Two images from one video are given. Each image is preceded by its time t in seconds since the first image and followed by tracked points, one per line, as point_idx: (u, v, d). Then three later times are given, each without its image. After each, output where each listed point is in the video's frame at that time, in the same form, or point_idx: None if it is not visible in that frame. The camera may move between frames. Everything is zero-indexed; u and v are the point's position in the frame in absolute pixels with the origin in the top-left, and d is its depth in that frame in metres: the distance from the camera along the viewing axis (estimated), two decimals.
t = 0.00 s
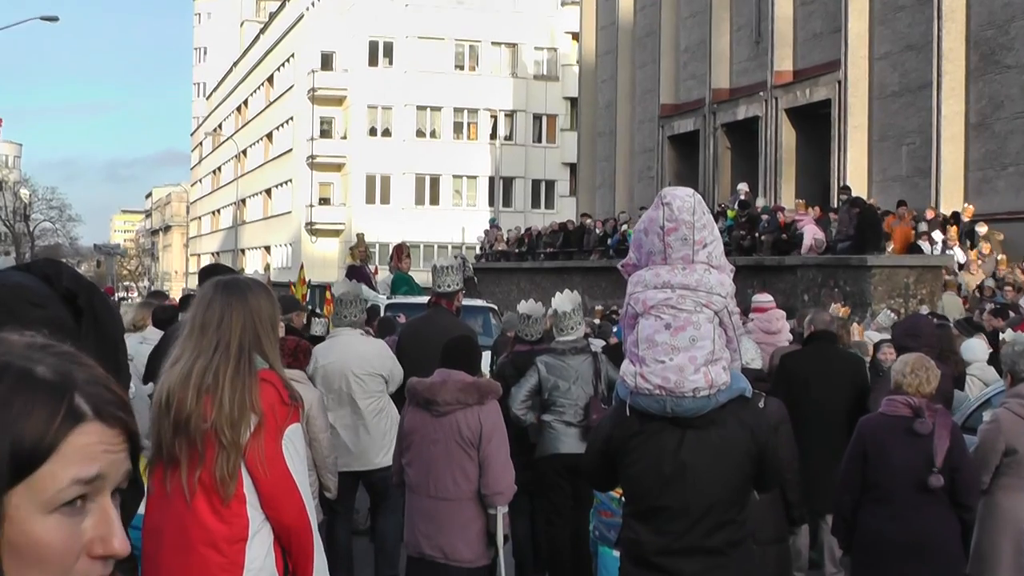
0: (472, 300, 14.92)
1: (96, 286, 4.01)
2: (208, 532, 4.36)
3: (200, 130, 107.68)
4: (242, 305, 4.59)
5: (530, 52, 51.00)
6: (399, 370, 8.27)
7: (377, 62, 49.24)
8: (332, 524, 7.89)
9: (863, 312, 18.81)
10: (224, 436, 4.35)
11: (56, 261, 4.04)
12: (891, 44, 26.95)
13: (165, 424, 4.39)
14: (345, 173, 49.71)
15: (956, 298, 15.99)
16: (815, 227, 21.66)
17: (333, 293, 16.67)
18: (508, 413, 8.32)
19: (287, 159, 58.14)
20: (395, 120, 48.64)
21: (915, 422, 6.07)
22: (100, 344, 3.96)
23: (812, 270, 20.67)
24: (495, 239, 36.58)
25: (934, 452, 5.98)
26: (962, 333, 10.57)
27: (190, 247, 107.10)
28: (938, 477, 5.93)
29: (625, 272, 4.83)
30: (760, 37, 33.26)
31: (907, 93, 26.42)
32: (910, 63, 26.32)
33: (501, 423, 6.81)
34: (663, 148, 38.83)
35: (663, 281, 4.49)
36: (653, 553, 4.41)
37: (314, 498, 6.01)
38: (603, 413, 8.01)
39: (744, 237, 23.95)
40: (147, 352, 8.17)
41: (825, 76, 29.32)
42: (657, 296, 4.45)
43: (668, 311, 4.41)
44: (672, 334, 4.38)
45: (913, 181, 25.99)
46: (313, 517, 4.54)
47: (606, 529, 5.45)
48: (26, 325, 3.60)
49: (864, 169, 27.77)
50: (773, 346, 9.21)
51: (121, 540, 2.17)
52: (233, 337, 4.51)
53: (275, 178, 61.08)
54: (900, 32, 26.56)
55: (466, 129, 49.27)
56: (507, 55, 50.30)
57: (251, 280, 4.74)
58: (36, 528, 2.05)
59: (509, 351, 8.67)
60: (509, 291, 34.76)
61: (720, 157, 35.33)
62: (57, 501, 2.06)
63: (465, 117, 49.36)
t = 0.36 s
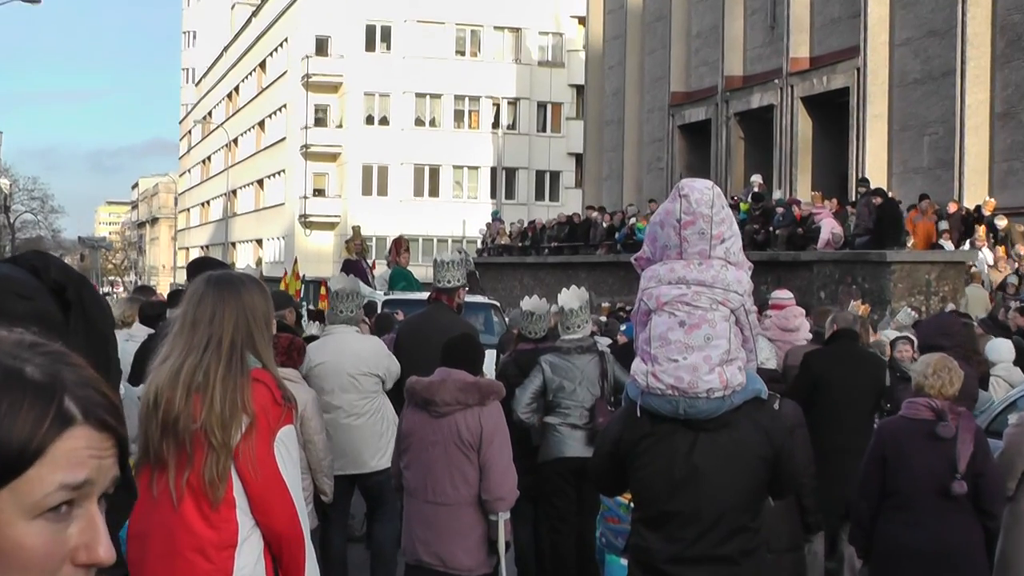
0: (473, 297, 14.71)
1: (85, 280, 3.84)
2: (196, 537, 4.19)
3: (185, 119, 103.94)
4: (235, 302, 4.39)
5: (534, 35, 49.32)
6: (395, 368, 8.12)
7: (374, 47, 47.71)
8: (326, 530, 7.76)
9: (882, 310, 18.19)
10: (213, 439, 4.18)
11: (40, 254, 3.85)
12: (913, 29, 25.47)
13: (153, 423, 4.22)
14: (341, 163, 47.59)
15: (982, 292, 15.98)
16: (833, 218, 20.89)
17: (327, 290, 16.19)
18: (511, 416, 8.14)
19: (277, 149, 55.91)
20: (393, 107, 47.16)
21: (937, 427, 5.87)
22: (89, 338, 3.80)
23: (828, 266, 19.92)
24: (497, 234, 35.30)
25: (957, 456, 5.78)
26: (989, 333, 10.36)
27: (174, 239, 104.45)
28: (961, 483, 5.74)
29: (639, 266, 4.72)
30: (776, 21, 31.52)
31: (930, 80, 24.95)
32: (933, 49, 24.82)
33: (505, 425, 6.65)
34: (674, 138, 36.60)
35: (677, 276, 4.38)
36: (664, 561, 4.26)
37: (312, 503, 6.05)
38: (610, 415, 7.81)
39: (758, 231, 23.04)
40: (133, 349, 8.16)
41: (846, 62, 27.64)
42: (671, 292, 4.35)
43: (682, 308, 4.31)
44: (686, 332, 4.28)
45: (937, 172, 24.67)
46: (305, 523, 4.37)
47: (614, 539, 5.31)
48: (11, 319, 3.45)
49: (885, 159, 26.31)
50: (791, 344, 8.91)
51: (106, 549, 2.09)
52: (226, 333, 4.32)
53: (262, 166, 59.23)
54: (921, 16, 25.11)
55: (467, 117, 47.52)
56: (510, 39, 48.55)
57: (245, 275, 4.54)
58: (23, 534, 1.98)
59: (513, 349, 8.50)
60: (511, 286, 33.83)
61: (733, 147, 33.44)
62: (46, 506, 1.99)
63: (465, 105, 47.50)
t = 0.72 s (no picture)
0: (478, 297, 14.54)
1: (71, 279, 3.94)
2: (190, 548, 4.03)
3: (178, 112, 102.74)
4: (233, 302, 4.19)
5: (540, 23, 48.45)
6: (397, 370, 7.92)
7: (374, 36, 46.69)
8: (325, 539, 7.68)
9: (906, 310, 17.85)
10: (209, 444, 4.00)
11: (27, 252, 3.95)
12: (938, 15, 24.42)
13: (146, 430, 4.04)
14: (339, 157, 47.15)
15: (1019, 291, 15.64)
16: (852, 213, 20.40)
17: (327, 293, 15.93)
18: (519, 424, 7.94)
19: (274, 142, 54.65)
20: (392, 96, 46.40)
21: (966, 433, 5.67)
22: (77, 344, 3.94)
23: (850, 264, 19.51)
24: (502, 231, 34.76)
25: (988, 463, 5.61)
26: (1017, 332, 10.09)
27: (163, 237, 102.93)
28: (990, 490, 5.56)
29: (651, 266, 4.60)
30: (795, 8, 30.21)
31: (956, 69, 24.02)
32: (960, 36, 23.88)
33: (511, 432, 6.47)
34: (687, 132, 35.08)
35: (694, 277, 4.30)
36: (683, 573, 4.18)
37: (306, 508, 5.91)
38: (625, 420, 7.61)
39: (775, 228, 21.97)
40: (122, 352, 8.05)
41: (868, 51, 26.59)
42: (689, 292, 4.27)
43: (701, 308, 4.23)
44: (705, 333, 4.20)
45: (963, 165, 23.72)
46: (305, 533, 4.18)
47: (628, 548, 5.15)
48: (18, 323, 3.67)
49: (908, 153, 25.35)
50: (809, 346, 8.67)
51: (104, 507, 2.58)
52: (221, 334, 4.13)
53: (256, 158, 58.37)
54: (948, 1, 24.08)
55: (472, 109, 47.04)
56: (516, 27, 47.70)
57: (245, 273, 4.33)
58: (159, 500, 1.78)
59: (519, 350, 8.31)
60: (518, 285, 33.42)
61: (750, 140, 31.90)
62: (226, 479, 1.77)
63: (471, 95, 46.98)
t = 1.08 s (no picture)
0: (477, 300, 14.33)
1: (44, 279, 4.55)
2: (175, 562, 3.86)
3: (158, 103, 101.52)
4: (225, 304, 4.01)
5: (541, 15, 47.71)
6: (392, 378, 7.74)
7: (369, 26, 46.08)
8: (316, 551, 7.54)
9: (926, 314, 17.45)
10: (196, 453, 3.83)
11: (7, 253, 4.58)
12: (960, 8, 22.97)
13: (130, 437, 3.87)
14: (331, 152, 46.47)
15: None
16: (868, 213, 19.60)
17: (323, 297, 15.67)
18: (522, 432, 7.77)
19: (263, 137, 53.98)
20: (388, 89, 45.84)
21: (988, 445, 5.48)
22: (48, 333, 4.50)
23: (867, 266, 18.97)
24: (503, 232, 34.53)
25: (1011, 476, 5.42)
26: None
27: (145, 234, 101.55)
28: (1015, 507, 5.37)
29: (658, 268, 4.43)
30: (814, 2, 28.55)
31: (979, 62, 22.65)
32: (983, 29, 22.45)
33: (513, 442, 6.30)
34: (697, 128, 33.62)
35: (703, 281, 4.13)
36: None
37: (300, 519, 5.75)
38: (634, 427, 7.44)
39: (789, 228, 21.37)
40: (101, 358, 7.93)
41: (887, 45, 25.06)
42: (698, 296, 4.10)
43: (710, 314, 4.07)
44: (715, 340, 4.04)
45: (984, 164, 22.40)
46: (298, 548, 4.00)
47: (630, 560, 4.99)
48: None
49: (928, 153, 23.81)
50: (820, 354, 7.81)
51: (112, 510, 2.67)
52: (211, 338, 3.95)
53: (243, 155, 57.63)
54: None
55: (471, 103, 46.44)
56: (517, 18, 47.06)
57: (238, 274, 4.14)
58: None
59: (520, 355, 8.14)
60: (519, 288, 33.16)
61: (762, 138, 30.22)
62: None
63: (473, 89, 46.57)
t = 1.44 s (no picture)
0: (485, 294, 14.13)
1: (32, 273, 4.43)
2: (171, 568, 3.71)
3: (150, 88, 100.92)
4: (222, 299, 3.83)
5: None
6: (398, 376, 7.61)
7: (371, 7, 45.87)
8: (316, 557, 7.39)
9: (955, 309, 16.49)
10: (191, 453, 3.67)
11: None
12: None
13: (123, 437, 3.72)
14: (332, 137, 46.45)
15: None
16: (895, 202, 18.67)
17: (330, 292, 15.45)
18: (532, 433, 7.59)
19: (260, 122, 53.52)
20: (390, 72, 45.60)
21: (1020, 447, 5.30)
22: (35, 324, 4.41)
23: (894, 258, 17.98)
24: (512, 222, 34.38)
25: None
26: None
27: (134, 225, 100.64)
28: None
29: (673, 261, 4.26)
30: None
31: (1013, 43, 20.49)
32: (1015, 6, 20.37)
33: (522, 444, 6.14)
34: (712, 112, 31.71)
35: (720, 272, 3.96)
36: None
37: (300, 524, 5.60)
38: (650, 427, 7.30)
39: (811, 219, 20.39)
40: (88, 352, 7.83)
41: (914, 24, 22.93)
42: (716, 288, 3.93)
43: (728, 307, 3.90)
44: (733, 334, 3.87)
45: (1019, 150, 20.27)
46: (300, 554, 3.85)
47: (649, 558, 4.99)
48: None
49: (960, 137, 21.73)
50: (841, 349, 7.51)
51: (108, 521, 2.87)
52: (209, 333, 3.79)
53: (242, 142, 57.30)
54: None
55: (478, 87, 46.01)
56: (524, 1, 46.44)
57: (237, 267, 3.96)
58: None
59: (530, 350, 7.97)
60: (528, 281, 33.00)
61: (782, 125, 28.37)
62: None
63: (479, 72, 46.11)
